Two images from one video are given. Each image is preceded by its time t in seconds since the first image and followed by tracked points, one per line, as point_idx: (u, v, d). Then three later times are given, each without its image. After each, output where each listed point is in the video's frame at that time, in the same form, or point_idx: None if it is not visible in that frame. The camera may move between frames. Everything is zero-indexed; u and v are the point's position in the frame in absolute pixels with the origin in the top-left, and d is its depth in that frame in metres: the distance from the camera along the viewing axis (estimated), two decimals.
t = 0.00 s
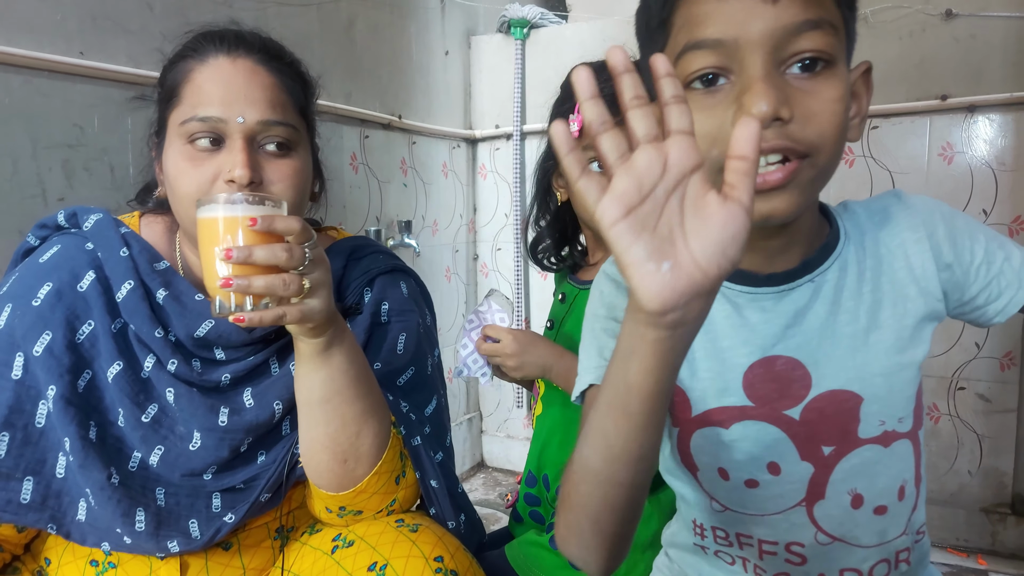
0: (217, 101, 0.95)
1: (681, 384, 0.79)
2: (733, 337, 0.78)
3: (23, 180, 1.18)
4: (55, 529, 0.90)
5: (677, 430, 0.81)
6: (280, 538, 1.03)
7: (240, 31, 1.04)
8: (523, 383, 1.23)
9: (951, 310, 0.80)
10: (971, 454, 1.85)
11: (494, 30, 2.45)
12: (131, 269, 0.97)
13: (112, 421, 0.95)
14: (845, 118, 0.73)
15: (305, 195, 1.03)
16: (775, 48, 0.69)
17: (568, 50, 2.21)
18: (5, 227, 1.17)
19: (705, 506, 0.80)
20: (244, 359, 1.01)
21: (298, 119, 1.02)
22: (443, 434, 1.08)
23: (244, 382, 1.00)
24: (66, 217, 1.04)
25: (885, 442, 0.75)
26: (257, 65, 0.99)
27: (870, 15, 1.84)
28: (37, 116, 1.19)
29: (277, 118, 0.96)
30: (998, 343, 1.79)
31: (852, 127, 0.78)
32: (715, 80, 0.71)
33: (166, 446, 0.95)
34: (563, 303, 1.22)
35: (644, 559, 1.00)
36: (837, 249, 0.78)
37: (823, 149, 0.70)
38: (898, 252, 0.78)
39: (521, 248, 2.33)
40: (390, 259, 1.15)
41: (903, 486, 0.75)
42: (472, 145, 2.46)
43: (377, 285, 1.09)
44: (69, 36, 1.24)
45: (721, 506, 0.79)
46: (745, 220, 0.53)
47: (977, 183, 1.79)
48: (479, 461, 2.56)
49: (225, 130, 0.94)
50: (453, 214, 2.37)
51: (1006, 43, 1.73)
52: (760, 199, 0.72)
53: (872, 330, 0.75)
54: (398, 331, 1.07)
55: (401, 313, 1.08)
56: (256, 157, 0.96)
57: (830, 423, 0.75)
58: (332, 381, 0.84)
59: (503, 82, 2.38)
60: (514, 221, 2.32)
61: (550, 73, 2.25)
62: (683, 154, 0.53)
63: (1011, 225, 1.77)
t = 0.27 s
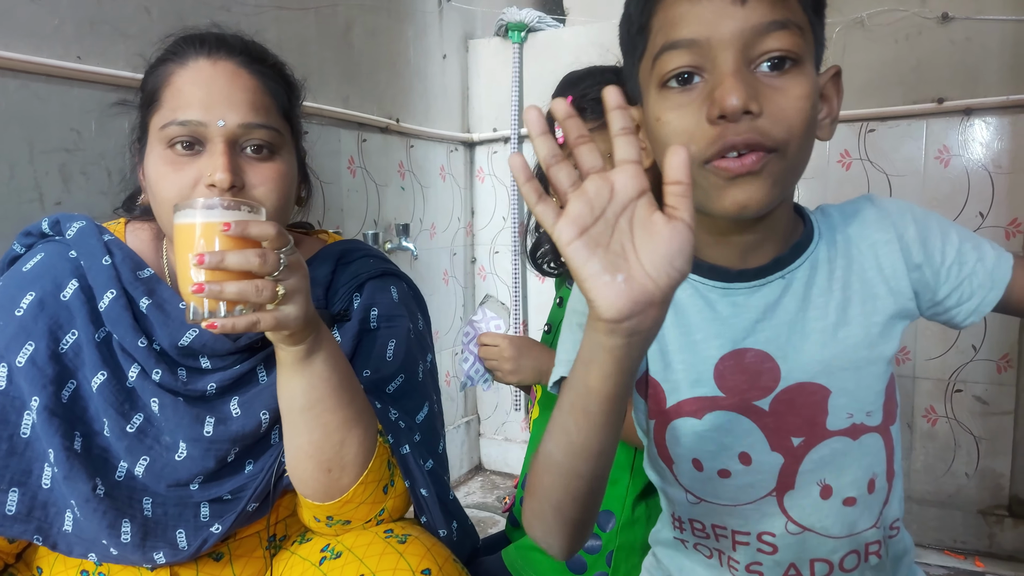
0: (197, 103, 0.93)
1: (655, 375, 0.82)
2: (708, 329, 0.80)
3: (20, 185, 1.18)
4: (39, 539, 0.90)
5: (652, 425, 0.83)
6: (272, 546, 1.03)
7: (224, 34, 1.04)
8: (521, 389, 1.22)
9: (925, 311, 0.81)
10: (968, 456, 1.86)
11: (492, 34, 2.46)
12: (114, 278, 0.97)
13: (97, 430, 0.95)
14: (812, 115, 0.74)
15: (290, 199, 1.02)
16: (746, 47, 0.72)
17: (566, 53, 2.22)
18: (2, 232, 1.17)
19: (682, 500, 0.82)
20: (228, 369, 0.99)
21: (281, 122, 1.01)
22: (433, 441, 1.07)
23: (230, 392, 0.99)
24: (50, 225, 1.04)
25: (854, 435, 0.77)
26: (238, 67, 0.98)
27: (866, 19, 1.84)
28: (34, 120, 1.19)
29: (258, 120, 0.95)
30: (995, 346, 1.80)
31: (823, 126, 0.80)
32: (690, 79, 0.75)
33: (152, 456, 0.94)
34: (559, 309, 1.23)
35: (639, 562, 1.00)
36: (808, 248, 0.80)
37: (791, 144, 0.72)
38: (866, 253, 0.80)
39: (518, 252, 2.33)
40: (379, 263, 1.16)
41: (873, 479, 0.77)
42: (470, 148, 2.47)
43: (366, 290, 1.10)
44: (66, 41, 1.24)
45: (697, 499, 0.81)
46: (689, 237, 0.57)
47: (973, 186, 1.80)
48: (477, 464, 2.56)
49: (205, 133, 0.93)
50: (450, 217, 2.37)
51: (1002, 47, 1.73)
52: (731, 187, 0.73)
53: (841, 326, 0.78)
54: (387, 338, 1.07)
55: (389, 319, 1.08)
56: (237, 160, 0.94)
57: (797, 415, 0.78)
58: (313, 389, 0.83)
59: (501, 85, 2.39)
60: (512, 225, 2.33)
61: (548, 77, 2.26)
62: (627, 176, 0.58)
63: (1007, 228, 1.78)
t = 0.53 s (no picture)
0: (192, 114, 0.93)
1: (668, 371, 0.80)
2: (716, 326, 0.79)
3: (22, 193, 1.19)
4: (39, 546, 0.90)
5: (664, 422, 0.81)
6: (272, 554, 1.03)
7: (221, 44, 1.04)
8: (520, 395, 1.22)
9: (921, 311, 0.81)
10: (971, 460, 1.85)
11: (492, 41, 2.47)
12: (114, 285, 0.98)
13: (97, 437, 0.95)
14: (805, 116, 0.74)
15: (287, 208, 1.02)
16: (735, 57, 0.73)
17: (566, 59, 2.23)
18: (4, 239, 1.17)
19: (695, 497, 0.80)
20: (228, 375, 0.99)
21: (278, 131, 1.01)
22: (433, 447, 1.07)
23: (229, 399, 0.99)
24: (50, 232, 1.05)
25: (862, 427, 0.77)
26: (234, 78, 0.98)
27: (866, 24, 1.85)
28: (37, 128, 1.20)
29: (254, 130, 0.95)
30: (997, 350, 1.79)
31: (818, 127, 0.81)
32: (686, 88, 0.75)
33: (150, 463, 0.94)
34: (558, 316, 1.23)
35: (642, 568, 0.99)
36: (811, 247, 0.80)
37: (787, 143, 0.73)
38: (866, 252, 0.81)
39: (519, 257, 2.34)
40: (378, 268, 1.16)
41: (881, 471, 0.77)
42: (470, 155, 2.47)
43: (365, 296, 1.10)
44: (68, 49, 1.24)
45: (711, 495, 0.79)
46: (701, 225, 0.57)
47: (974, 190, 1.80)
48: (479, 469, 2.56)
49: (201, 143, 0.93)
50: (451, 223, 2.38)
51: (1002, 51, 1.74)
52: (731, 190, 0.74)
53: (845, 322, 0.77)
54: (386, 344, 1.07)
55: (389, 325, 1.09)
56: (233, 170, 0.94)
57: (807, 407, 0.77)
58: (307, 395, 0.83)
59: (501, 92, 2.40)
60: (513, 230, 2.33)
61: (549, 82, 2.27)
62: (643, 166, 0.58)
63: (1008, 232, 1.78)
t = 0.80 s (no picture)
0: (193, 122, 0.94)
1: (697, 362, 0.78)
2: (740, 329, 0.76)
3: (26, 197, 1.19)
4: (42, 547, 0.91)
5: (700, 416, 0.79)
6: (276, 556, 1.03)
7: (222, 50, 1.04)
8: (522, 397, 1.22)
9: (958, 319, 0.78)
10: (973, 463, 1.85)
11: (493, 45, 2.47)
12: (117, 286, 0.98)
13: (100, 438, 0.95)
14: (799, 117, 0.69)
15: (289, 214, 1.02)
16: (714, 78, 0.71)
17: (567, 63, 2.23)
18: (7, 242, 1.18)
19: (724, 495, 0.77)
20: (231, 377, 0.99)
21: (279, 136, 1.01)
22: (436, 450, 1.07)
23: (233, 400, 0.99)
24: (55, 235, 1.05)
25: (898, 433, 0.72)
26: (235, 84, 0.98)
27: (865, 29, 1.86)
28: (40, 133, 1.20)
29: (255, 136, 0.95)
30: (999, 353, 1.79)
31: (831, 122, 0.74)
32: (679, 116, 0.75)
33: (154, 463, 0.94)
34: (561, 319, 1.23)
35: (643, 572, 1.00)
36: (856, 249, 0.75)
37: (771, 151, 0.68)
38: (906, 255, 0.76)
39: (520, 260, 2.34)
40: (380, 271, 1.16)
41: (914, 479, 0.73)
42: (471, 158, 2.47)
43: (368, 299, 1.10)
44: (71, 54, 1.25)
45: (741, 494, 0.76)
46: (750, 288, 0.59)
47: (975, 194, 1.80)
48: (480, 473, 2.56)
49: (203, 150, 0.94)
50: (452, 226, 2.38)
51: (1002, 55, 1.74)
52: (724, 202, 0.72)
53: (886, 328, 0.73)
54: (388, 347, 1.07)
55: (391, 328, 1.09)
56: (234, 177, 0.94)
57: (846, 408, 0.72)
58: (307, 397, 0.83)
59: (502, 96, 2.40)
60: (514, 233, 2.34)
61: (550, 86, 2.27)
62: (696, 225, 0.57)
63: (1009, 235, 1.78)
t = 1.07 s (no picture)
0: (196, 129, 0.94)
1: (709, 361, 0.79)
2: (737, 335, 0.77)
3: (27, 203, 1.20)
4: (44, 550, 0.91)
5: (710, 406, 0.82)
6: (277, 561, 1.03)
7: (224, 58, 1.05)
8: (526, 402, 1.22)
9: (993, 336, 0.75)
10: (974, 470, 1.85)
11: (494, 51, 2.48)
12: (121, 290, 0.98)
13: (103, 441, 0.95)
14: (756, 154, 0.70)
15: (291, 221, 1.03)
16: (677, 122, 0.76)
17: (567, 69, 2.24)
18: (9, 248, 1.18)
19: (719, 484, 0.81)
20: (233, 380, 1.00)
21: (281, 143, 1.01)
22: (438, 455, 1.07)
23: (235, 404, 0.99)
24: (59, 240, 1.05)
25: (897, 446, 0.72)
26: (237, 92, 0.99)
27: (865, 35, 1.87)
28: (42, 139, 1.21)
29: (258, 144, 0.96)
30: (999, 360, 1.79)
31: (809, 148, 0.71)
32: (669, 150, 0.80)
33: (157, 466, 0.95)
34: (566, 326, 1.22)
35: None
36: (879, 258, 0.74)
37: (726, 194, 0.71)
38: (940, 270, 0.73)
39: (521, 265, 2.34)
40: (383, 278, 1.17)
41: (910, 493, 0.72)
42: (472, 164, 2.48)
43: (370, 304, 1.11)
44: (74, 61, 1.25)
45: (734, 484, 0.79)
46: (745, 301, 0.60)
47: (974, 200, 1.80)
48: (481, 478, 2.56)
49: (206, 158, 0.94)
50: (453, 232, 2.38)
51: (1000, 62, 1.75)
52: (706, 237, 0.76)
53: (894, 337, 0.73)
54: (391, 352, 1.07)
55: (393, 334, 1.09)
56: (237, 184, 0.95)
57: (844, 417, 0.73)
58: (308, 401, 0.83)
59: (503, 102, 2.41)
60: (515, 238, 2.34)
61: (550, 92, 2.28)
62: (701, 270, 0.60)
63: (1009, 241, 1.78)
